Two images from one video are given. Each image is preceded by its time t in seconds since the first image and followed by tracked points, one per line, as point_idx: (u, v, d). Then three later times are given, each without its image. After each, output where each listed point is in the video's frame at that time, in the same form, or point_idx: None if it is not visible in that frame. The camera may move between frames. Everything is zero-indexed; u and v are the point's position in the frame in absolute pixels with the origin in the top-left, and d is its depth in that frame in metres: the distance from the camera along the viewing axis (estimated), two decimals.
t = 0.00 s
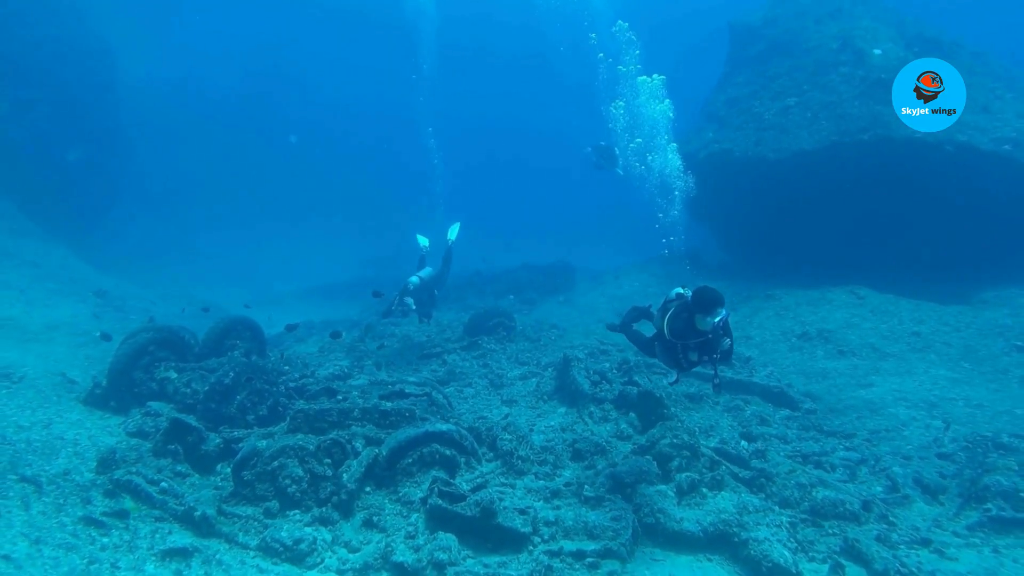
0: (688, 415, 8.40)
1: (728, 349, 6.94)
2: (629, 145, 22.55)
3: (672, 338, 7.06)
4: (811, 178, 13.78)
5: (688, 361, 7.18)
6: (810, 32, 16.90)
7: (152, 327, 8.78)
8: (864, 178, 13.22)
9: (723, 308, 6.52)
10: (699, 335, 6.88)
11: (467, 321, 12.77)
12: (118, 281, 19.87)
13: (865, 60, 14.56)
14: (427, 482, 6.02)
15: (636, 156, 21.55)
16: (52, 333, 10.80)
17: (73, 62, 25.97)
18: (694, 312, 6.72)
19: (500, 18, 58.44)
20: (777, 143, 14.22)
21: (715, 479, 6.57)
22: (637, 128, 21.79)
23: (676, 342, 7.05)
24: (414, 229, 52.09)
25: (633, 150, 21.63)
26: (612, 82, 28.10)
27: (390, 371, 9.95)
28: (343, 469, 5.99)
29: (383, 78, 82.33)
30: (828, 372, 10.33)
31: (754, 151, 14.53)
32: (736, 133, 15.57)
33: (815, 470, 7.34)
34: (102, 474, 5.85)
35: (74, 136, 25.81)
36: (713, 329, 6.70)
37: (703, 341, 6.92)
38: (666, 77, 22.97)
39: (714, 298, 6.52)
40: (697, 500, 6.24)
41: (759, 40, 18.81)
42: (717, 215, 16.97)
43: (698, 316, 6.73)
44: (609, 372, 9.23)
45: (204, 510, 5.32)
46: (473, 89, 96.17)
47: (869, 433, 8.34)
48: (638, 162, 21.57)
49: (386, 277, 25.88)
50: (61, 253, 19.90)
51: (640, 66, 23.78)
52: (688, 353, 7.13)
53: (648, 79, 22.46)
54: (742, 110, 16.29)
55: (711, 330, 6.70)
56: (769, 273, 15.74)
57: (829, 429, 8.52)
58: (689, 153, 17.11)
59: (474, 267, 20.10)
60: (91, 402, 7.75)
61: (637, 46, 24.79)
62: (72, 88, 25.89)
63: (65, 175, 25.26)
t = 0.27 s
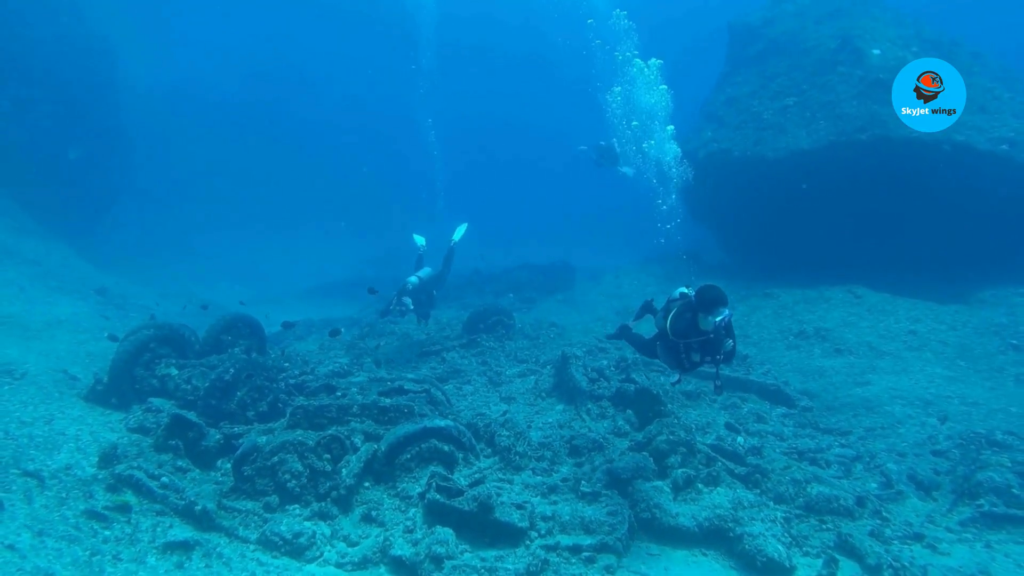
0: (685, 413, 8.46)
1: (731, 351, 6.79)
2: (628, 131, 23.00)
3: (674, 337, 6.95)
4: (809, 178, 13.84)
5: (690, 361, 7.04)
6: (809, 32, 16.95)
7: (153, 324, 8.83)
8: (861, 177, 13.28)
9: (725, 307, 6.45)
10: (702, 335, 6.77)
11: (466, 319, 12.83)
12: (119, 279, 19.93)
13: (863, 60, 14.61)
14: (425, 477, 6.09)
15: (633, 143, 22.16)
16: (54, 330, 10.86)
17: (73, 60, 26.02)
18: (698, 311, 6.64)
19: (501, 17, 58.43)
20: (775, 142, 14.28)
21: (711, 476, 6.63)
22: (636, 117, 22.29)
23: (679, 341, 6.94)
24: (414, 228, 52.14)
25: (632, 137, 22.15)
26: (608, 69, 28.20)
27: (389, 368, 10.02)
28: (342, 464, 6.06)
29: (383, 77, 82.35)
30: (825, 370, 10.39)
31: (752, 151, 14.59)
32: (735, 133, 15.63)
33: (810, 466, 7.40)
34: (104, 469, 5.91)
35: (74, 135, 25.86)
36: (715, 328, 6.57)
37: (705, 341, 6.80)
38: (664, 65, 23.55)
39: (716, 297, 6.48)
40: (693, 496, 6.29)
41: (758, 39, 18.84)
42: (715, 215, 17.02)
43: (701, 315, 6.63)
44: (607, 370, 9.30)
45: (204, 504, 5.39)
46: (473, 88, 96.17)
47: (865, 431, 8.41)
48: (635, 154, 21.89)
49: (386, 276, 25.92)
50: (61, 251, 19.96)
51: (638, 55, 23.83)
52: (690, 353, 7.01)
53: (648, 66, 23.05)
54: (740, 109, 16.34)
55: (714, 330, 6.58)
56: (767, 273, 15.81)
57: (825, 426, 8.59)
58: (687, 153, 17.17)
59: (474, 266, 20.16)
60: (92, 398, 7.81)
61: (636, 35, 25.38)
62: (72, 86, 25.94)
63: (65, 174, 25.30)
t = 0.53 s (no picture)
0: (685, 412, 8.50)
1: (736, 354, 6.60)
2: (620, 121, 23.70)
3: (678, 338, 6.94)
4: (806, 177, 13.89)
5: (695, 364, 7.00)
6: (806, 32, 17.00)
7: (155, 330, 8.89)
8: (859, 176, 13.33)
9: (726, 308, 6.30)
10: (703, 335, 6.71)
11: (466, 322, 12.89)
12: (120, 286, 20.00)
13: (859, 60, 14.66)
14: (426, 478, 6.14)
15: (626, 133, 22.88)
16: (57, 337, 10.92)
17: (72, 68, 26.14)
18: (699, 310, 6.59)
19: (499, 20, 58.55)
20: (772, 142, 14.33)
21: (711, 474, 6.66)
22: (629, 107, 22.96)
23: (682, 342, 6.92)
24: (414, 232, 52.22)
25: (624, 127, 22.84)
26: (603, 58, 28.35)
27: (390, 371, 10.07)
28: (343, 466, 6.11)
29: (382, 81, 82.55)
30: (824, 369, 10.43)
31: (750, 151, 14.64)
32: (732, 133, 15.68)
33: (809, 464, 7.44)
34: (108, 473, 5.97)
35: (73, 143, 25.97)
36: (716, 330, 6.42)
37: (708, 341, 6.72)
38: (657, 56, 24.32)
39: (718, 297, 6.36)
40: (692, 494, 6.33)
41: (755, 40, 18.90)
42: (714, 215, 17.07)
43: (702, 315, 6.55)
44: (606, 371, 9.35)
45: (207, 507, 5.44)
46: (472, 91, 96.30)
47: (864, 428, 8.45)
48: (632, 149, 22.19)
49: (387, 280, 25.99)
50: (63, 258, 20.05)
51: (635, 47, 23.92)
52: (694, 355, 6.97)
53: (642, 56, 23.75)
54: (737, 110, 16.40)
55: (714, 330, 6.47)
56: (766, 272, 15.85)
57: (824, 424, 8.63)
58: (685, 153, 17.22)
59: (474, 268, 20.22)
60: (96, 404, 7.87)
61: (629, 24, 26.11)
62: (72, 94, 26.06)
63: (65, 181, 25.40)
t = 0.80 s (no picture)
0: (685, 411, 8.54)
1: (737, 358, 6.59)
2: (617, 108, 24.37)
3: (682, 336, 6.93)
4: (804, 176, 13.94)
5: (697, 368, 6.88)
6: (803, 32, 17.05)
7: (158, 335, 8.95)
8: (856, 175, 13.37)
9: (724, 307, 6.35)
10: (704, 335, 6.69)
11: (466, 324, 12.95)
12: (123, 292, 20.08)
13: (856, 59, 14.71)
14: (427, 479, 6.18)
15: (622, 120, 23.64)
16: (59, 343, 10.97)
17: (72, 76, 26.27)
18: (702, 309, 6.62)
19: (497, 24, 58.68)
20: (770, 142, 14.38)
21: (710, 472, 6.69)
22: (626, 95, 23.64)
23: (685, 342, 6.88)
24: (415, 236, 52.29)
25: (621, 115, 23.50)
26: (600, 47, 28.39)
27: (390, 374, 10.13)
28: (345, 467, 6.17)
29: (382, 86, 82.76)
30: (824, 367, 10.47)
31: (747, 151, 14.69)
32: (730, 133, 15.74)
33: (808, 461, 7.48)
34: (112, 477, 6.02)
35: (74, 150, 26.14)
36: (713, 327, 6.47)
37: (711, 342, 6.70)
38: (651, 43, 24.94)
39: (717, 297, 6.41)
40: (692, 492, 6.36)
41: (752, 40, 18.95)
42: (713, 215, 17.11)
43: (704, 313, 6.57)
44: (606, 371, 9.41)
45: (211, 510, 5.49)
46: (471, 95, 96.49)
47: (864, 426, 8.48)
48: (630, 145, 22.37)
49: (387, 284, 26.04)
50: (65, 265, 20.13)
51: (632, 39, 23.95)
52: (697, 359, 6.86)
53: (637, 44, 24.35)
54: (735, 110, 16.45)
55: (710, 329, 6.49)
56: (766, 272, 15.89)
57: (823, 422, 8.67)
58: (684, 154, 17.28)
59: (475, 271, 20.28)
60: (99, 410, 7.93)
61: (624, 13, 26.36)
62: (72, 102, 26.18)
63: (66, 188, 25.52)
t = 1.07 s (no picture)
0: (685, 414, 8.57)
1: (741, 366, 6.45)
2: (610, 97, 25.16)
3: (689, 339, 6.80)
4: (804, 180, 13.99)
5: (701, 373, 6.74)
6: (803, 36, 17.13)
7: (161, 337, 9.01)
8: (856, 178, 13.42)
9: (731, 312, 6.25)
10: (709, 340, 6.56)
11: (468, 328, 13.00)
12: (126, 295, 20.17)
13: (856, 64, 14.79)
14: (427, 480, 6.23)
15: (624, 119, 23.71)
16: (63, 345, 11.04)
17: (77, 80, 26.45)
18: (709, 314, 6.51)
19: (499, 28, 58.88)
20: (770, 146, 14.44)
21: (709, 474, 6.72)
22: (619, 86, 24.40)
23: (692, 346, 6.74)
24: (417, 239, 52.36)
25: (615, 105, 24.28)
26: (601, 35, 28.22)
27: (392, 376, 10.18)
28: (346, 468, 6.21)
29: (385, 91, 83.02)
30: (824, 370, 10.51)
31: (748, 155, 14.74)
32: (730, 137, 15.80)
33: (807, 463, 7.51)
34: (114, 478, 6.07)
35: (79, 154, 26.33)
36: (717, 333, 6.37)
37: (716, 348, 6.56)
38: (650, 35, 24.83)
39: (725, 302, 6.33)
40: (690, 493, 6.40)
41: (753, 45, 19.04)
42: (714, 218, 17.15)
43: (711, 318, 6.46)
44: (607, 374, 9.46)
45: (213, 510, 5.54)
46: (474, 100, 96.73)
47: (864, 428, 8.51)
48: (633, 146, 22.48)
49: (389, 288, 26.10)
50: (69, 268, 20.23)
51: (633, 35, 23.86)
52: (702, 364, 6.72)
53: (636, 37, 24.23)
54: (736, 114, 16.52)
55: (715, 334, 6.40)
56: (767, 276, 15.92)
57: (823, 425, 8.71)
58: (685, 158, 17.34)
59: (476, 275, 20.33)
60: (103, 412, 8.00)
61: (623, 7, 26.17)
62: (77, 106, 26.35)
63: (70, 191, 25.67)
